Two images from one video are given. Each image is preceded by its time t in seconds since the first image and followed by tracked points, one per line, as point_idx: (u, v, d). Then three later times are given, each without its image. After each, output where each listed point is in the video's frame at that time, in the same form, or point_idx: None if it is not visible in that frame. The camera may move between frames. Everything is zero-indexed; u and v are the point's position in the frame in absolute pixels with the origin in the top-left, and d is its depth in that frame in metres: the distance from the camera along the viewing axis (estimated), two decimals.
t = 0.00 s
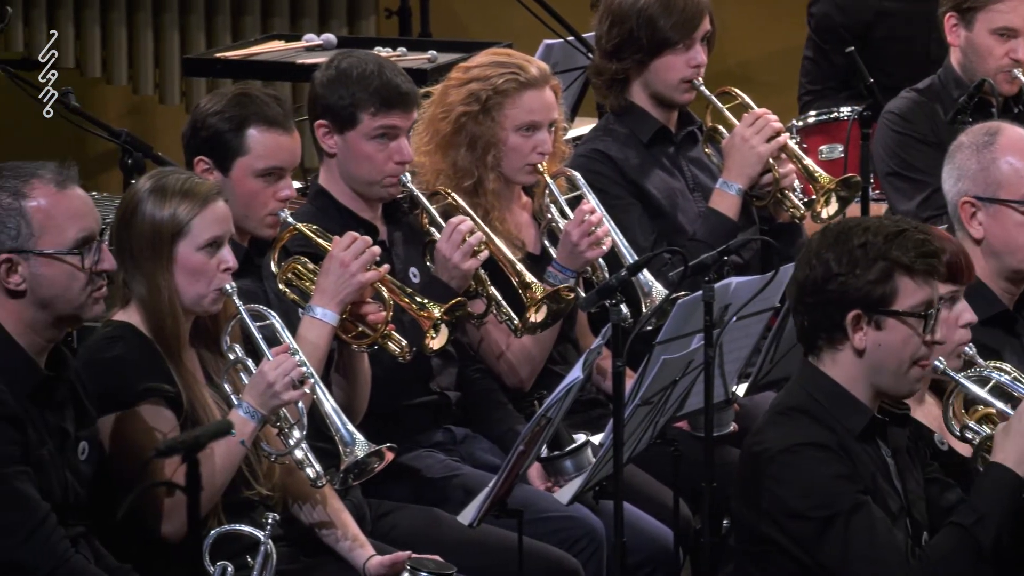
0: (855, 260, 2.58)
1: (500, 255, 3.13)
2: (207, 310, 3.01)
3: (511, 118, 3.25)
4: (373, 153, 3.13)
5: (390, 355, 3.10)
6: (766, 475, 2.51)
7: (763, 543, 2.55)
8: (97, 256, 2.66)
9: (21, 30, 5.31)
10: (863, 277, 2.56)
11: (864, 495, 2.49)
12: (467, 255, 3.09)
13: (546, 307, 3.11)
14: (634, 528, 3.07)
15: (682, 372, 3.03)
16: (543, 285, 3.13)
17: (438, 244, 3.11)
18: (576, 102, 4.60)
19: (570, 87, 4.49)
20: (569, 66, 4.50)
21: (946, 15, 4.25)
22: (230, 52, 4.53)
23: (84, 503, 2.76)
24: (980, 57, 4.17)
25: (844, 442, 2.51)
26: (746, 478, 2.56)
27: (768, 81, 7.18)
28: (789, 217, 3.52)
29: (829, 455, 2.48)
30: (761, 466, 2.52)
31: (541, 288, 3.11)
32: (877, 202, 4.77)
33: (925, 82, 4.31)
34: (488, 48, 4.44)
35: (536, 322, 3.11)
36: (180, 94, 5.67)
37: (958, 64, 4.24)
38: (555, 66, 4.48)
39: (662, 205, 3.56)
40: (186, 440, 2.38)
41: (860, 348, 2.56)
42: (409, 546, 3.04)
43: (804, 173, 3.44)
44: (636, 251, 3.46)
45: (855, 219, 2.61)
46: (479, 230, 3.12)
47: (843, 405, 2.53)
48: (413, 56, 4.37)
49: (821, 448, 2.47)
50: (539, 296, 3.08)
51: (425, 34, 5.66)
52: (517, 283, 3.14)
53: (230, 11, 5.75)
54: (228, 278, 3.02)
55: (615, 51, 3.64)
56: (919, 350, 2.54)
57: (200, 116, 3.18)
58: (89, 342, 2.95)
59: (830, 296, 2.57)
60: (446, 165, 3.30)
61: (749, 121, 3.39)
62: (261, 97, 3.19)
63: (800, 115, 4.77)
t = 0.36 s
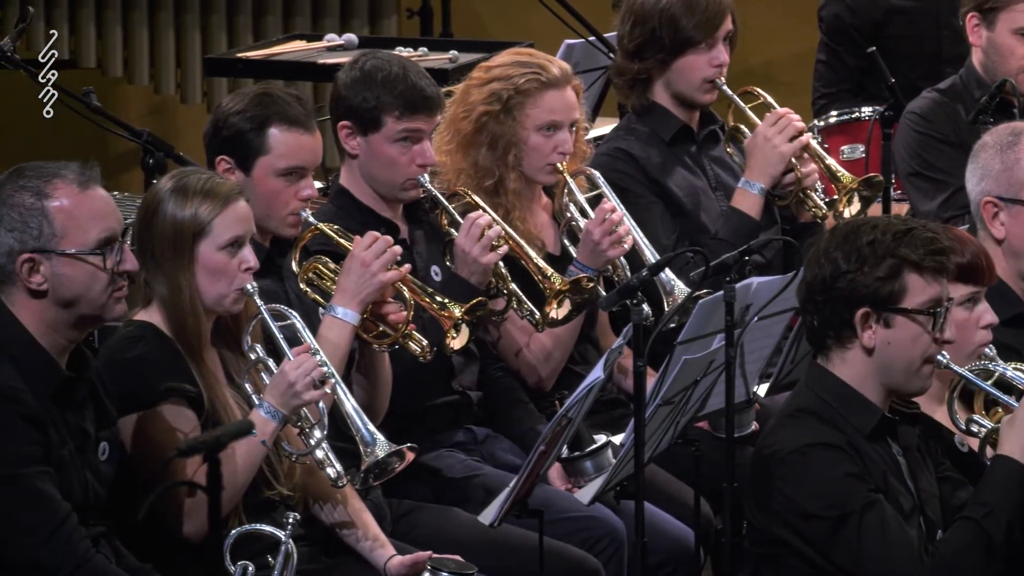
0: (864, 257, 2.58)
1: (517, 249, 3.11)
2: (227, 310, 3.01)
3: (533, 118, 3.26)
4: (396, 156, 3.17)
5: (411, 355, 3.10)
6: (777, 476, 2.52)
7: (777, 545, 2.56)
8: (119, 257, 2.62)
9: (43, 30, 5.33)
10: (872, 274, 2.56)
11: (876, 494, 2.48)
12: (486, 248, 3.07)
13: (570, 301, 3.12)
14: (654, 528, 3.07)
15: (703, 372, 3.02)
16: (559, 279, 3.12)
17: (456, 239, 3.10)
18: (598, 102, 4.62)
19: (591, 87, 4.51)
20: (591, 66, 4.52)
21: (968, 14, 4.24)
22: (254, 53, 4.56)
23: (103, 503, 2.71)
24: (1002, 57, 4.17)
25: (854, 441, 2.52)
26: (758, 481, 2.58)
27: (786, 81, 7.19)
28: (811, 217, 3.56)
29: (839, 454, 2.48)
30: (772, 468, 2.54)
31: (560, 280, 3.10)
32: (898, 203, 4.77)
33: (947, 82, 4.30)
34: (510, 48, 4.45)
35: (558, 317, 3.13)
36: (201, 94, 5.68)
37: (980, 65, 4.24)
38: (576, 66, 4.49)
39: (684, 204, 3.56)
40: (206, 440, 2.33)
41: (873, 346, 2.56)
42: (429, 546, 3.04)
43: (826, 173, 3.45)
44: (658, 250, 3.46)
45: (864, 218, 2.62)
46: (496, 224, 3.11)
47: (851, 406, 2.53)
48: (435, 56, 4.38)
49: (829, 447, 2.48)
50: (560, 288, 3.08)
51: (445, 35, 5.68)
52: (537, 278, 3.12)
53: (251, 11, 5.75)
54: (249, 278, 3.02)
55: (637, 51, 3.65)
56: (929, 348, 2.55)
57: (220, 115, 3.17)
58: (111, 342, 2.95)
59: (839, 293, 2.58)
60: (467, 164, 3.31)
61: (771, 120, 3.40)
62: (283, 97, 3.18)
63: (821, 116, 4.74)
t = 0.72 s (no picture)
0: (882, 262, 2.57)
1: (541, 246, 3.13)
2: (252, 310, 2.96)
3: (557, 117, 3.29)
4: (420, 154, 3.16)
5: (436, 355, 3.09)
6: (798, 478, 2.52)
7: (798, 549, 2.55)
8: (145, 257, 2.51)
9: (71, 30, 5.39)
10: (890, 280, 2.55)
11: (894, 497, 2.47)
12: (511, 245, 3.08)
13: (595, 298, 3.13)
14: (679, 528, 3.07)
15: (729, 371, 3.00)
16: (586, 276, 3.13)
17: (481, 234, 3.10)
18: (624, 102, 4.66)
19: (617, 86, 4.55)
20: (617, 65, 4.56)
21: (994, 15, 4.24)
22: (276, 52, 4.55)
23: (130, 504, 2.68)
24: None
25: (874, 444, 2.51)
26: (779, 483, 2.58)
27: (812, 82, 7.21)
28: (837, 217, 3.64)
29: (858, 457, 2.48)
30: (792, 469, 2.53)
31: (586, 276, 3.12)
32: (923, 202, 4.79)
33: (973, 83, 4.34)
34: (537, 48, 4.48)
35: (583, 313, 3.13)
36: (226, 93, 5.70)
37: (1006, 65, 4.27)
38: (602, 66, 4.53)
39: (711, 204, 3.62)
40: (232, 439, 2.13)
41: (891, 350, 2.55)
42: (455, 545, 3.04)
43: (853, 173, 3.50)
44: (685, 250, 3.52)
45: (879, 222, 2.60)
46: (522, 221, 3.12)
47: (872, 407, 2.53)
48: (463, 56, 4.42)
49: (850, 449, 2.47)
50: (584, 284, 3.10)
51: (470, 35, 5.71)
52: (562, 275, 3.14)
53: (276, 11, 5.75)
54: (275, 278, 2.98)
55: (666, 50, 3.70)
56: (947, 351, 2.54)
57: (247, 115, 3.18)
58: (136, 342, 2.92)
59: (857, 299, 2.57)
60: (493, 163, 3.35)
61: (798, 120, 3.47)
62: (309, 96, 3.19)
63: (847, 116, 4.76)
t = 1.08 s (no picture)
0: (888, 260, 2.57)
1: (563, 246, 3.13)
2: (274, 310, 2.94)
3: (578, 118, 3.33)
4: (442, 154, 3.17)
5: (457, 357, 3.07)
6: (814, 476, 2.51)
7: (816, 549, 2.55)
8: (167, 257, 2.50)
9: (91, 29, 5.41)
10: (898, 275, 2.55)
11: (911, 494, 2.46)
12: (533, 245, 3.08)
13: (617, 297, 3.13)
14: (700, 529, 3.07)
15: (750, 372, 2.99)
16: (608, 275, 3.13)
17: (503, 233, 3.11)
18: (646, 102, 4.67)
19: (638, 87, 4.57)
20: (639, 65, 4.57)
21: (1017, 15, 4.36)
22: (298, 53, 4.55)
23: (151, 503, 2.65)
24: None
25: (889, 442, 2.50)
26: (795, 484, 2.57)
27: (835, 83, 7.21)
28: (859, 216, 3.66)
29: (874, 455, 2.47)
30: (808, 469, 2.53)
31: (608, 277, 3.12)
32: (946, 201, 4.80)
33: (994, 82, 4.36)
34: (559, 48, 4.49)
35: (605, 314, 3.12)
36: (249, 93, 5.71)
37: None
38: (624, 66, 4.55)
39: (731, 204, 3.63)
40: (254, 438, 2.11)
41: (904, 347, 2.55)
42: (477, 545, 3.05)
43: (874, 173, 3.52)
44: (708, 251, 3.52)
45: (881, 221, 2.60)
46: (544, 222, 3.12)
47: (887, 404, 2.52)
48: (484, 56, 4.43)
49: (865, 448, 2.46)
50: (606, 284, 3.09)
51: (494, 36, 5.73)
52: (583, 274, 3.14)
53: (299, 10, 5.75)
54: (296, 278, 2.95)
55: (688, 50, 3.70)
56: (960, 343, 2.54)
57: (269, 115, 3.18)
58: (158, 341, 2.89)
59: (866, 299, 2.57)
60: (513, 163, 3.40)
61: (819, 120, 3.49)
62: (331, 97, 3.19)
63: (869, 116, 4.72)
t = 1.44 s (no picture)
0: (898, 260, 2.57)
1: (579, 245, 3.13)
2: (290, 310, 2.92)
3: (595, 119, 3.34)
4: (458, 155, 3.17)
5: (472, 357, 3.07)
6: (827, 477, 2.50)
7: (829, 551, 2.54)
8: (183, 258, 2.49)
9: (108, 29, 5.42)
10: (906, 275, 2.54)
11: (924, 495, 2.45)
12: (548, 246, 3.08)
13: (632, 297, 3.13)
14: (716, 530, 3.07)
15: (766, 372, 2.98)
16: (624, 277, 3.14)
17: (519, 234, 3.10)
18: (662, 103, 4.69)
19: (654, 87, 4.59)
20: (654, 65, 4.59)
21: None
22: (315, 53, 4.57)
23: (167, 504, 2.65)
24: None
25: (900, 443, 2.49)
26: (808, 486, 2.56)
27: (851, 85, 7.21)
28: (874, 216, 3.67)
29: (886, 456, 2.46)
30: (820, 471, 2.52)
31: (624, 277, 3.13)
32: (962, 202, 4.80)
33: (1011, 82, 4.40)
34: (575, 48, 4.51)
35: (621, 315, 3.13)
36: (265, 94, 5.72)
37: None
38: (640, 66, 4.56)
39: (747, 205, 3.63)
40: (269, 439, 2.03)
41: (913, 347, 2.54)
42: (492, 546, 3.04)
43: (888, 172, 3.56)
44: (722, 251, 3.55)
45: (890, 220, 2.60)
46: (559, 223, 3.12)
47: (897, 405, 2.51)
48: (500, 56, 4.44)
49: (877, 449, 2.45)
50: (621, 285, 3.10)
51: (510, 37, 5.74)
52: (598, 275, 3.14)
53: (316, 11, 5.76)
54: (313, 278, 2.93)
55: (703, 50, 3.71)
56: (969, 344, 2.52)
57: (285, 115, 3.19)
58: (173, 342, 2.87)
59: (877, 300, 2.56)
60: (530, 164, 3.41)
61: (834, 121, 3.51)
62: (347, 97, 3.20)
63: (884, 116, 4.73)
